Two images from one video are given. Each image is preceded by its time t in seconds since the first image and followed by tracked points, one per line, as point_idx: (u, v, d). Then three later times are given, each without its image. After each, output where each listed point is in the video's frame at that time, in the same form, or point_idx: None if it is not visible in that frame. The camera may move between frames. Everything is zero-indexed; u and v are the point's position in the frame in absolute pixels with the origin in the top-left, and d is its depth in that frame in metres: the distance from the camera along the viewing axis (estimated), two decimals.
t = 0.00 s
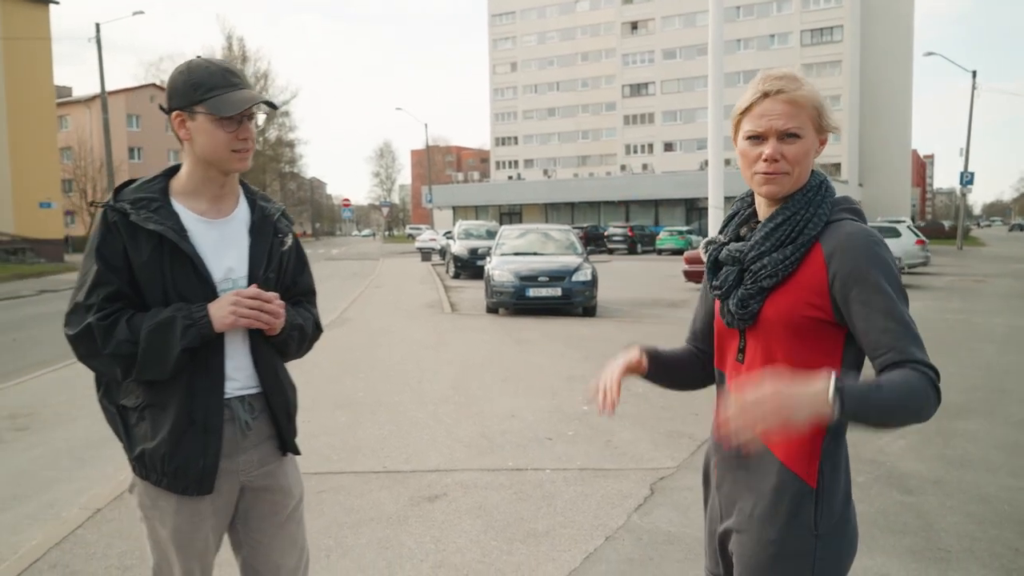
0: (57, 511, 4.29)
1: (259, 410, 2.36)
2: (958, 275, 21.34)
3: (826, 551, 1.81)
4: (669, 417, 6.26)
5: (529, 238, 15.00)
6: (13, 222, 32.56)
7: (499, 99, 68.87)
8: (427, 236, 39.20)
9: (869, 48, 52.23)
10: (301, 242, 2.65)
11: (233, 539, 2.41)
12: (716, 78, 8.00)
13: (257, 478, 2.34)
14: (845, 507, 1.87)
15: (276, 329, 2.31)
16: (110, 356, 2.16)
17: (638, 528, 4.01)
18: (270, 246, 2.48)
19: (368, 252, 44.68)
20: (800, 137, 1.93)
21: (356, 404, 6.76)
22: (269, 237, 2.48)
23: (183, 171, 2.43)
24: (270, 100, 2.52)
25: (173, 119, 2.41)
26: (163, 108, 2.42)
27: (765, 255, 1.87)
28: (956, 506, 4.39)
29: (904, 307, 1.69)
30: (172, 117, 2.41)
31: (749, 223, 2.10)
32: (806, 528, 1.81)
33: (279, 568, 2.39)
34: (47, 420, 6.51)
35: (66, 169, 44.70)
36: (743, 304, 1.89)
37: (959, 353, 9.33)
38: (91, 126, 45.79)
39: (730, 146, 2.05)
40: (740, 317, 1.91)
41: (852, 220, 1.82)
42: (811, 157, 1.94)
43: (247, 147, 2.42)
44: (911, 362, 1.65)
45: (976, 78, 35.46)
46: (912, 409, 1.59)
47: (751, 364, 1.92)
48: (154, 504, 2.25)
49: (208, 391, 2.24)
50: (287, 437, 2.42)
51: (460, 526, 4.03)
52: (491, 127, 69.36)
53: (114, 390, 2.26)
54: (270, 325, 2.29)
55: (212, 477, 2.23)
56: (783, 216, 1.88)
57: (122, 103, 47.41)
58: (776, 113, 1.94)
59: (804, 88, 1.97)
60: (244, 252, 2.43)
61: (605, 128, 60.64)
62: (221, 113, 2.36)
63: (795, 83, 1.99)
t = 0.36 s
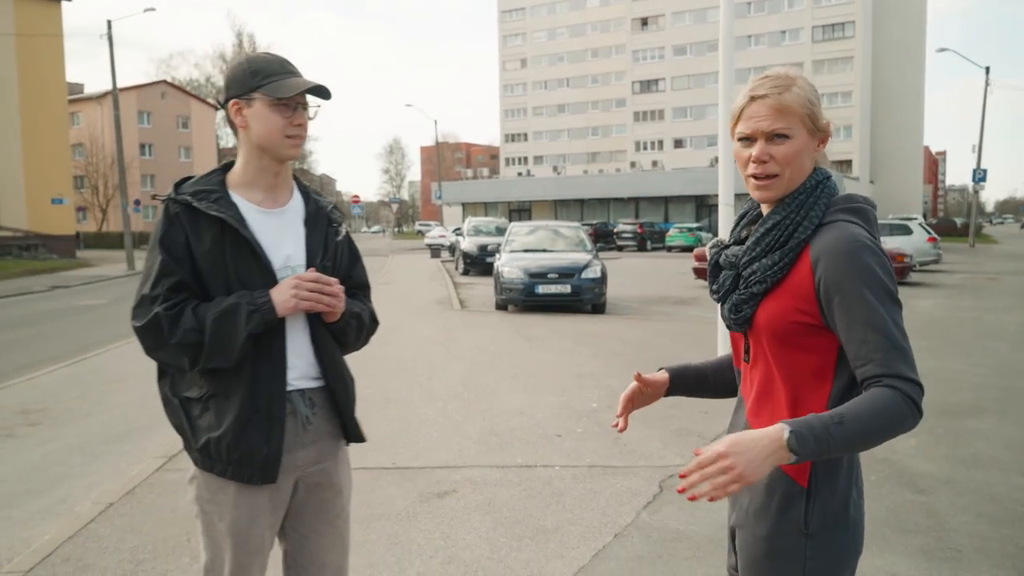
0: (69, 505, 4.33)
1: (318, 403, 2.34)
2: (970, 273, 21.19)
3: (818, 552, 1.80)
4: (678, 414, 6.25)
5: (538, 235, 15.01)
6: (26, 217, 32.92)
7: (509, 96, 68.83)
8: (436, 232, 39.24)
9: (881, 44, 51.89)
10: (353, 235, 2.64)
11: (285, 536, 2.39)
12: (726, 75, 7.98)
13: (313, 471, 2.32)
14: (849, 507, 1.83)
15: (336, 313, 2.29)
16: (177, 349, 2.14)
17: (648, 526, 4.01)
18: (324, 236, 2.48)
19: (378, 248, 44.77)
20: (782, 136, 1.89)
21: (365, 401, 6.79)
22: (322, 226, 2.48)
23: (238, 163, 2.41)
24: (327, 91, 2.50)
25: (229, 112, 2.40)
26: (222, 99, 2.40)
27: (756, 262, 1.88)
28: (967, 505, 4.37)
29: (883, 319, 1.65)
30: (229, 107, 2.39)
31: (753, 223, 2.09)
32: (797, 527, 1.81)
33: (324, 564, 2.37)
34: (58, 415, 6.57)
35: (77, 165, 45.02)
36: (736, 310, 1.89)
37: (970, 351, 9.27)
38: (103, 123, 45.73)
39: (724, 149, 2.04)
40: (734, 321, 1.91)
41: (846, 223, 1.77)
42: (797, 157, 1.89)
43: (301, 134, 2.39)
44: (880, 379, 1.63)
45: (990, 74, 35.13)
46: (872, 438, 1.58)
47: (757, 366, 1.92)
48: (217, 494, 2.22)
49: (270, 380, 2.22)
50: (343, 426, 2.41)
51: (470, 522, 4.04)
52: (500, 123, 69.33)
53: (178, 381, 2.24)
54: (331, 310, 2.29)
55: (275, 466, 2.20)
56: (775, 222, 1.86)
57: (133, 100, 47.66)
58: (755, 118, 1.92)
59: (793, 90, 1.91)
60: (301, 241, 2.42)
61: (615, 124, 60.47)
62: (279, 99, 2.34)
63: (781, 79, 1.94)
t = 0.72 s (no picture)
0: (84, 500, 4.37)
1: (362, 400, 2.31)
2: (982, 271, 21.03)
3: (784, 548, 1.77)
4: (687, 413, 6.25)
5: (548, 233, 14.99)
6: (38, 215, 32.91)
7: (518, 94, 68.86)
8: (445, 230, 39.24)
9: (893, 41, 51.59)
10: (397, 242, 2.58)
11: (324, 533, 2.36)
12: (737, 72, 7.96)
13: (355, 470, 2.29)
14: (835, 513, 1.77)
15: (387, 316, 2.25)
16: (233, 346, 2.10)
17: (659, 524, 4.01)
18: (377, 238, 2.43)
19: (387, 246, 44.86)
20: (759, 136, 1.87)
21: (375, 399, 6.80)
22: (374, 229, 2.43)
23: (295, 162, 2.33)
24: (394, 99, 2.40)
25: (289, 112, 2.33)
26: (286, 97, 2.31)
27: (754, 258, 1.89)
28: (979, 504, 4.36)
29: (836, 334, 1.60)
30: (293, 105, 2.30)
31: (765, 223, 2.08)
32: (761, 524, 1.80)
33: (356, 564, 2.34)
34: (72, 411, 6.62)
35: (89, 163, 45.33)
36: (734, 308, 1.92)
37: (983, 350, 9.22)
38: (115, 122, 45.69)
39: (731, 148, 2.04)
40: (735, 316, 1.93)
41: (839, 227, 1.70)
42: (779, 160, 1.86)
43: (362, 139, 2.31)
44: (820, 394, 1.62)
45: (1003, 72, 34.85)
46: (785, 445, 1.63)
47: (751, 359, 1.91)
48: (263, 487, 2.16)
49: (320, 376, 2.17)
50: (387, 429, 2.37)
51: (481, 520, 4.06)
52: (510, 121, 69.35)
53: (226, 377, 2.21)
54: (381, 316, 2.25)
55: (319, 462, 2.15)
56: (775, 221, 1.84)
57: (144, 98, 47.94)
58: (746, 121, 1.90)
59: (779, 87, 1.85)
60: (353, 243, 2.36)
61: (625, 123, 60.39)
62: (345, 102, 2.26)
63: (784, 77, 1.88)
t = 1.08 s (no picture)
0: (94, 497, 4.41)
1: (388, 400, 2.28)
2: (983, 269, 21.06)
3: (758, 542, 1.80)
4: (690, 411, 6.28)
5: (550, 231, 15.02)
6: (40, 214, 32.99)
7: (519, 92, 68.90)
8: (446, 229, 39.24)
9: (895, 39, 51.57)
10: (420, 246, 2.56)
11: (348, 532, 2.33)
12: (740, 70, 7.99)
13: (381, 470, 2.24)
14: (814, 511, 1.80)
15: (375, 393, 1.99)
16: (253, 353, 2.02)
17: (664, 520, 4.05)
18: (404, 240, 2.40)
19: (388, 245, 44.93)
20: (771, 148, 1.89)
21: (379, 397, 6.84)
22: (399, 231, 2.40)
23: (319, 165, 2.31)
24: (420, 106, 2.41)
25: (314, 116, 2.32)
26: (313, 101, 2.30)
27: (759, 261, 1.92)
28: (983, 500, 4.39)
29: (790, 335, 1.65)
30: (319, 110, 2.30)
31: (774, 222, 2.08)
32: (731, 514, 1.84)
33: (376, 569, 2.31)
34: (78, 410, 6.65)
35: (91, 162, 45.40)
36: (737, 302, 1.96)
37: (985, 348, 9.23)
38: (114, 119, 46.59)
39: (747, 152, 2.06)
40: (738, 312, 1.97)
41: (838, 237, 1.73)
42: (792, 168, 1.88)
43: (388, 144, 2.30)
44: (743, 382, 1.69)
45: (1004, 69, 34.76)
46: (696, 411, 1.75)
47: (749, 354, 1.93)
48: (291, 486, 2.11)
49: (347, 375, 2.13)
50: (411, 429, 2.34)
51: (488, 516, 4.09)
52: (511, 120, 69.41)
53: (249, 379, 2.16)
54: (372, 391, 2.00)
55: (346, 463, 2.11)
56: (783, 226, 1.87)
57: (145, 97, 48.00)
58: (759, 130, 1.93)
59: (801, 98, 1.87)
60: (378, 246, 2.33)
61: (626, 121, 60.40)
62: (374, 107, 2.25)
63: (802, 86, 1.90)
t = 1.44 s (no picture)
0: (105, 484, 4.47)
1: (406, 385, 2.32)
2: (980, 255, 21.15)
3: (779, 518, 1.86)
4: (690, 396, 6.35)
5: (549, 219, 15.06)
6: (37, 204, 32.80)
7: (515, 81, 68.70)
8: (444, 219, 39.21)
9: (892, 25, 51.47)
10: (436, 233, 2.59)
11: (368, 512, 2.40)
12: (738, 56, 8.03)
13: (402, 455, 2.31)
14: (828, 481, 1.87)
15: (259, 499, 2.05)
16: (233, 371, 2.04)
17: (666, 501, 4.12)
18: (421, 229, 2.44)
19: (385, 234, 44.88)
20: (781, 132, 1.94)
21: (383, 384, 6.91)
22: (415, 220, 2.44)
23: (332, 156, 2.34)
24: (428, 93, 2.44)
25: (325, 111, 2.34)
26: (322, 95, 2.33)
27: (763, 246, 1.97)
28: (978, 480, 4.47)
29: (788, 303, 1.72)
30: (328, 104, 2.33)
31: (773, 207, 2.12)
32: (745, 485, 1.89)
33: (396, 548, 2.38)
34: (85, 399, 6.71)
35: (87, 153, 45.26)
36: (740, 285, 2.01)
37: (981, 333, 9.32)
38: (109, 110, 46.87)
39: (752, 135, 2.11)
40: (741, 295, 2.02)
41: (839, 220, 1.78)
42: (801, 156, 1.93)
43: (396, 133, 2.35)
44: (736, 346, 1.76)
45: (1001, 55, 34.60)
46: (694, 363, 1.80)
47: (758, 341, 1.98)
48: (314, 475, 2.17)
49: (359, 363, 2.16)
50: (432, 413, 2.41)
51: (494, 499, 4.16)
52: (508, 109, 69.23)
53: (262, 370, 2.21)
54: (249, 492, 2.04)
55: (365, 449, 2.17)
56: (784, 209, 1.92)
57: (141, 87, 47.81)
58: (771, 111, 1.97)
59: (815, 84, 1.91)
60: (391, 236, 2.36)
61: (622, 109, 60.30)
62: (382, 97, 2.29)
63: (811, 71, 1.96)
